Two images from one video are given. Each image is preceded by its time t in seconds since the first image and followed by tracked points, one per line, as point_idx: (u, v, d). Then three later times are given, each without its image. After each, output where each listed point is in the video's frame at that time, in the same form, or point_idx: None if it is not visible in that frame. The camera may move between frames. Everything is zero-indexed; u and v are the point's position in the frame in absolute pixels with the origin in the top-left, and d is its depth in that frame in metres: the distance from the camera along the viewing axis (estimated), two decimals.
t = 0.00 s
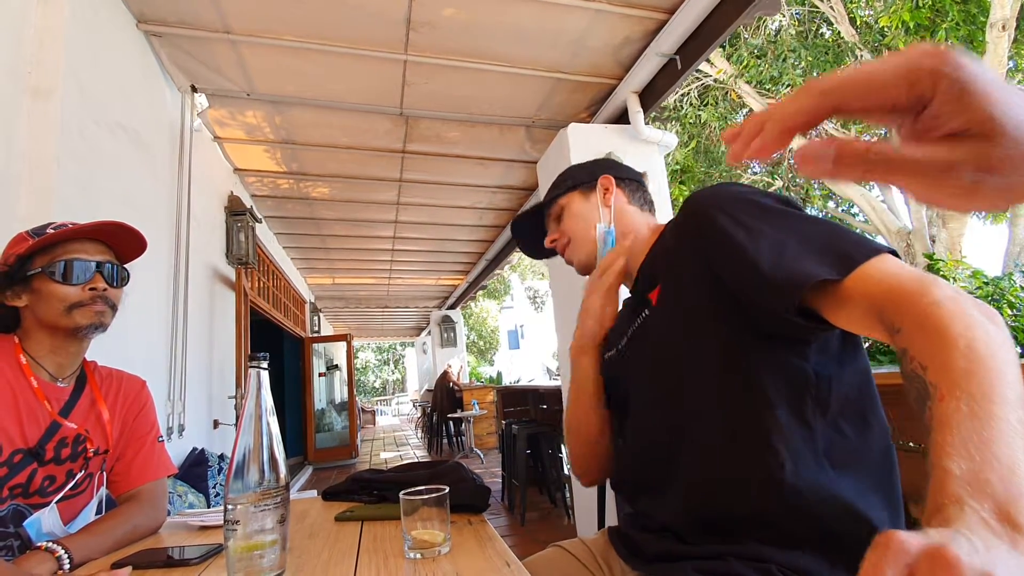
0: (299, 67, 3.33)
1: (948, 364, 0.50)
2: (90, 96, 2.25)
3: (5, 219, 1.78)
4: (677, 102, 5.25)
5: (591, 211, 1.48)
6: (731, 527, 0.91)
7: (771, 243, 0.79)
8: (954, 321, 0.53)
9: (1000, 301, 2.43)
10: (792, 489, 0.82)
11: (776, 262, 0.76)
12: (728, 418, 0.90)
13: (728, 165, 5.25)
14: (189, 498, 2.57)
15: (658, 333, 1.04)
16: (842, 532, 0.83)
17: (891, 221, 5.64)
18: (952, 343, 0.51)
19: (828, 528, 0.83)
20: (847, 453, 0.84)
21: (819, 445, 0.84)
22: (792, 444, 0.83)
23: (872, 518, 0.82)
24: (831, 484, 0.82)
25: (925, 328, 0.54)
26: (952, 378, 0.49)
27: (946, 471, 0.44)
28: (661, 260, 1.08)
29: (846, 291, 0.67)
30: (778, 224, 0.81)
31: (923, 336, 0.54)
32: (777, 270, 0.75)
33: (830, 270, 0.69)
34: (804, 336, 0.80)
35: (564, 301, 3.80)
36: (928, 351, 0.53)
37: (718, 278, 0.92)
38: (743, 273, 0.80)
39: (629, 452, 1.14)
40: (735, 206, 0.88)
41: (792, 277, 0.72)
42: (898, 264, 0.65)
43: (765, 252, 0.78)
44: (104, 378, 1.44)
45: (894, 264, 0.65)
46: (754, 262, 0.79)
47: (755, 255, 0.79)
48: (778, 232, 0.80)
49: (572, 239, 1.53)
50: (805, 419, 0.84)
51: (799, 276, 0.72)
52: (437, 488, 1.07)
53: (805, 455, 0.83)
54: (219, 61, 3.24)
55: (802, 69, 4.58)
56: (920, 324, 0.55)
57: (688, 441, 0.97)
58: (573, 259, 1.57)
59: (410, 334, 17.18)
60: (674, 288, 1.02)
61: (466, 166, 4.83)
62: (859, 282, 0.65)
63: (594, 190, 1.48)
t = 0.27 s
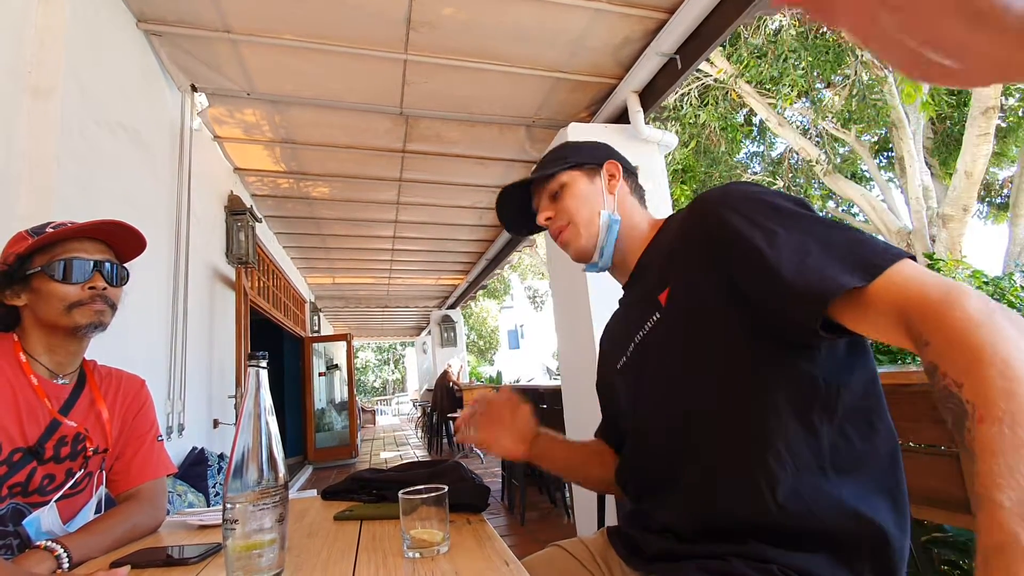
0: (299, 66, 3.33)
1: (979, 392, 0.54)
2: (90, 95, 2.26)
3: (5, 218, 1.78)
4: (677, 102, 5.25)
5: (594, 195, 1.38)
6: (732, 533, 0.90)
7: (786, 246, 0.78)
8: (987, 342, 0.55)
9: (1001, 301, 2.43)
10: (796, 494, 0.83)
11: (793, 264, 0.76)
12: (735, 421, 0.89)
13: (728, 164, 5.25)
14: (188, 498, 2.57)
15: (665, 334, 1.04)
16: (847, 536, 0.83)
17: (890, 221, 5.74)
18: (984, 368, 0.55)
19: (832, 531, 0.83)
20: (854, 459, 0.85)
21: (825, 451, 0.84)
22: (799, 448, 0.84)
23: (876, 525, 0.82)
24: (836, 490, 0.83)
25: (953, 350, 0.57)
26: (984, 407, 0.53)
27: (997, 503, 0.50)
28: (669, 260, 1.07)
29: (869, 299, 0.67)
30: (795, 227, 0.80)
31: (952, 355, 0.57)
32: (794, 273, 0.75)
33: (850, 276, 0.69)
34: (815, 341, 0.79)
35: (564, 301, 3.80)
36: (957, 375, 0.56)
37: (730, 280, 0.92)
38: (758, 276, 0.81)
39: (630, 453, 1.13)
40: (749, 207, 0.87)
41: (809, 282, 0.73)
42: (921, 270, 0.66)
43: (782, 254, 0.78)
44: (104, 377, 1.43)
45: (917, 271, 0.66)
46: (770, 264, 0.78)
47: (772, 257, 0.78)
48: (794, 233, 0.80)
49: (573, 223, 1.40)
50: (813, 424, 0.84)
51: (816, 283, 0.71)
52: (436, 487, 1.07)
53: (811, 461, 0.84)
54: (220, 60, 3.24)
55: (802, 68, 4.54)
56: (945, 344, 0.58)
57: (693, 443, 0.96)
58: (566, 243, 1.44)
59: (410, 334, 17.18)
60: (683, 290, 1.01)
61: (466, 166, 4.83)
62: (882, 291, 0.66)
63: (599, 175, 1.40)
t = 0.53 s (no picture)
0: (299, 67, 3.33)
1: (971, 381, 0.54)
2: (91, 96, 2.26)
3: (5, 219, 1.78)
4: (678, 102, 5.25)
5: (598, 191, 1.37)
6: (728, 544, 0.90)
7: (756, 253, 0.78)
8: (963, 321, 0.55)
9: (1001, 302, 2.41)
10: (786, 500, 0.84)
11: (756, 277, 0.77)
12: (720, 430, 0.90)
13: (727, 165, 5.25)
14: (188, 499, 2.57)
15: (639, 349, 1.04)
16: (842, 542, 0.83)
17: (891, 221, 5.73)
18: (966, 354, 0.54)
19: (827, 538, 0.83)
20: (840, 459, 0.86)
21: (810, 453, 0.86)
22: (786, 454, 0.85)
23: (870, 525, 0.82)
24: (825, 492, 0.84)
25: (931, 336, 0.57)
26: (982, 399, 0.53)
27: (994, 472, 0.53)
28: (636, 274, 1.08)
29: (827, 289, 0.70)
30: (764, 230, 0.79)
31: (925, 331, 0.58)
32: (758, 284, 0.76)
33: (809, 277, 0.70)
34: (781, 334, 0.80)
35: (564, 302, 3.80)
36: (947, 367, 0.56)
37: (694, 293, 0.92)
38: (723, 288, 0.81)
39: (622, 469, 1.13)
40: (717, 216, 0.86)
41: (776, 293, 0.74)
42: (867, 246, 0.67)
43: (742, 266, 0.79)
44: (104, 378, 1.44)
45: (868, 250, 0.67)
46: (735, 276, 0.79)
47: (735, 270, 0.79)
48: (748, 240, 0.80)
49: (576, 211, 1.34)
50: (796, 430, 0.86)
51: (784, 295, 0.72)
52: (436, 490, 1.07)
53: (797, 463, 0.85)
54: (220, 61, 3.24)
55: (802, 68, 4.50)
56: (921, 332, 0.58)
57: (681, 453, 0.96)
58: (559, 233, 1.35)
59: (410, 334, 17.18)
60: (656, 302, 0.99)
61: (466, 167, 4.83)
62: (838, 282, 0.68)
63: (602, 176, 1.41)
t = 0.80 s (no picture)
0: (299, 68, 3.33)
1: (946, 435, 0.49)
2: (91, 96, 2.26)
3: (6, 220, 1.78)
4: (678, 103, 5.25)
5: (581, 203, 1.37)
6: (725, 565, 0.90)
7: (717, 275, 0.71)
8: (934, 365, 0.51)
9: (1001, 303, 2.41)
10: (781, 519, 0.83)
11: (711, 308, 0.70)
12: (709, 442, 0.88)
13: (727, 165, 5.26)
14: (189, 500, 2.57)
15: (625, 370, 1.02)
16: (841, 556, 0.83)
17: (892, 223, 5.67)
18: (942, 405, 0.50)
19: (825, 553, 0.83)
20: (833, 471, 0.86)
21: (802, 468, 0.85)
22: (775, 468, 0.85)
23: (870, 537, 0.82)
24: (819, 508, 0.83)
25: (900, 382, 0.52)
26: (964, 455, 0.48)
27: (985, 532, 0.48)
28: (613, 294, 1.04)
29: (797, 326, 0.63)
30: (730, 240, 0.72)
31: (893, 378, 0.53)
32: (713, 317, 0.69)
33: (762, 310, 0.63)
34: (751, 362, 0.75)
35: (565, 303, 3.80)
36: (916, 415, 0.51)
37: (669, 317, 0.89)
38: (682, 320, 0.75)
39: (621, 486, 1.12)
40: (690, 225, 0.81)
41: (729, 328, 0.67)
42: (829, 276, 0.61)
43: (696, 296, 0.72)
44: (104, 379, 1.44)
45: (831, 280, 0.60)
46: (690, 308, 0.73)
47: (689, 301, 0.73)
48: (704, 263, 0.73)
49: (564, 225, 1.32)
50: (785, 444, 0.86)
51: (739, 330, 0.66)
52: (436, 491, 1.07)
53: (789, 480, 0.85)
54: (220, 61, 3.23)
55: (803, 68, 4.50)
56: (889, 378, 0.53)
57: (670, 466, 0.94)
58: (546, 247, 1.32)
59: (411, 334, 17.17)
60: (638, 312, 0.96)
61: (466, 167, 4.83)
62: (805, 319, 0.62)
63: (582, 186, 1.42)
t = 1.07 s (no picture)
0: (300, 68, 3.33)
1: (972, 437, 0.48)
2: (92, 96, 2.26)
3: (7, 220, 1.79)
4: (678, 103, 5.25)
5: (584, 198, 1.37)
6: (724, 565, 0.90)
7: (736, 276, 0.70)
8: (961, 368, 0.50)
9: (1002, 303, 2.41)
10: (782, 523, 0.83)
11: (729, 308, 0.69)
12: (710, 445, 0.88)
13: (727, 166, 5.26)
14: (190, 500, 2.57)
15: (626, 368, 1.01)
16: (839, 557, 0.84)
17: (893, 222, 5.67)
18: (963, 407, 0.49)
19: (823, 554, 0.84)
20: (834, 476, 0.86)
21: (804, 472, 0.85)
22: (776, 473, 0.85)
23: (870, 539, 0.83)
24: (821, 511, 0.84)
25: (926, 383, 0.51)
26: (982, 459, 0.47)
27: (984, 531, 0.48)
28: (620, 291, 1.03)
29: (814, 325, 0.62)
30: (748, 241, 0.71)
31: (916, 378, 0.52)
32: (731, 317, 0.69)
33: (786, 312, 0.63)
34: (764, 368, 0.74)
35: (566, 303, 3.80)
36: (938, 416, 0.50)
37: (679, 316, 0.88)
38: (697, 317, 0.75)
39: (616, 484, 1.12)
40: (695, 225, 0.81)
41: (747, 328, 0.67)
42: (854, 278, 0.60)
43: (714, 295, 0.72)
44: (106, 380, 1.44)
45: (854, 282, 0.60)
46: (707, 307, 0.72)
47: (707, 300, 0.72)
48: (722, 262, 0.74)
49: (566, 223, 1.32)
50: (788, 447, 0.85)
51: (759, 332, 0.65)
52: (438, 491, 1.08)
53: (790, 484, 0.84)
54: (221, 62, 3.24)
55: (804, 69, 4.53)
56: (912, 379, 0.52)
57: (670, 469, 0.94)
58: (549, 245, 1.33)
59: (412, 335, 17.17)
60: (642, 314, 0.96)
61: (466, 167, 4.83)
62: (824, 315, 0.61)
63: (586, 182, 1.41)
